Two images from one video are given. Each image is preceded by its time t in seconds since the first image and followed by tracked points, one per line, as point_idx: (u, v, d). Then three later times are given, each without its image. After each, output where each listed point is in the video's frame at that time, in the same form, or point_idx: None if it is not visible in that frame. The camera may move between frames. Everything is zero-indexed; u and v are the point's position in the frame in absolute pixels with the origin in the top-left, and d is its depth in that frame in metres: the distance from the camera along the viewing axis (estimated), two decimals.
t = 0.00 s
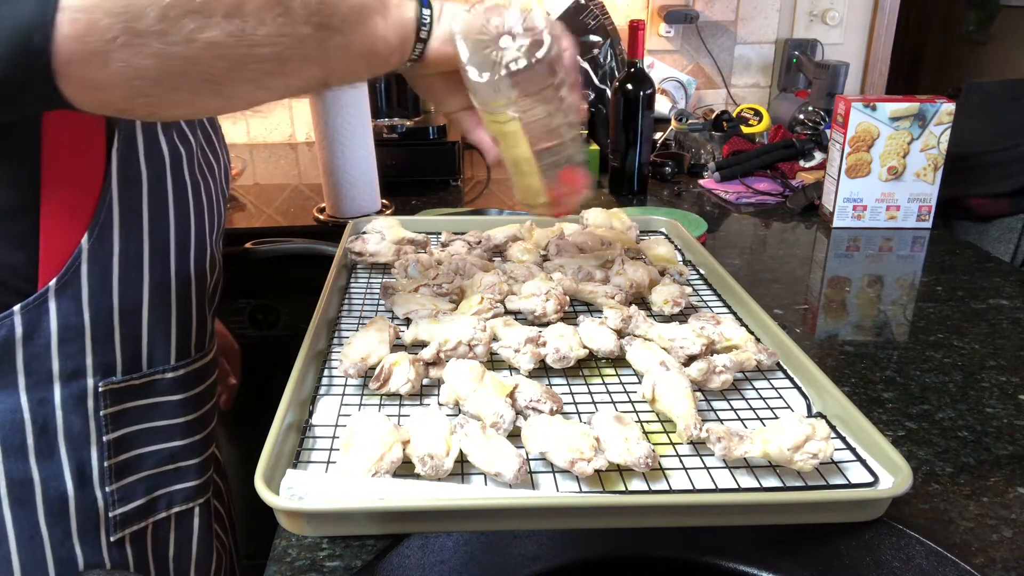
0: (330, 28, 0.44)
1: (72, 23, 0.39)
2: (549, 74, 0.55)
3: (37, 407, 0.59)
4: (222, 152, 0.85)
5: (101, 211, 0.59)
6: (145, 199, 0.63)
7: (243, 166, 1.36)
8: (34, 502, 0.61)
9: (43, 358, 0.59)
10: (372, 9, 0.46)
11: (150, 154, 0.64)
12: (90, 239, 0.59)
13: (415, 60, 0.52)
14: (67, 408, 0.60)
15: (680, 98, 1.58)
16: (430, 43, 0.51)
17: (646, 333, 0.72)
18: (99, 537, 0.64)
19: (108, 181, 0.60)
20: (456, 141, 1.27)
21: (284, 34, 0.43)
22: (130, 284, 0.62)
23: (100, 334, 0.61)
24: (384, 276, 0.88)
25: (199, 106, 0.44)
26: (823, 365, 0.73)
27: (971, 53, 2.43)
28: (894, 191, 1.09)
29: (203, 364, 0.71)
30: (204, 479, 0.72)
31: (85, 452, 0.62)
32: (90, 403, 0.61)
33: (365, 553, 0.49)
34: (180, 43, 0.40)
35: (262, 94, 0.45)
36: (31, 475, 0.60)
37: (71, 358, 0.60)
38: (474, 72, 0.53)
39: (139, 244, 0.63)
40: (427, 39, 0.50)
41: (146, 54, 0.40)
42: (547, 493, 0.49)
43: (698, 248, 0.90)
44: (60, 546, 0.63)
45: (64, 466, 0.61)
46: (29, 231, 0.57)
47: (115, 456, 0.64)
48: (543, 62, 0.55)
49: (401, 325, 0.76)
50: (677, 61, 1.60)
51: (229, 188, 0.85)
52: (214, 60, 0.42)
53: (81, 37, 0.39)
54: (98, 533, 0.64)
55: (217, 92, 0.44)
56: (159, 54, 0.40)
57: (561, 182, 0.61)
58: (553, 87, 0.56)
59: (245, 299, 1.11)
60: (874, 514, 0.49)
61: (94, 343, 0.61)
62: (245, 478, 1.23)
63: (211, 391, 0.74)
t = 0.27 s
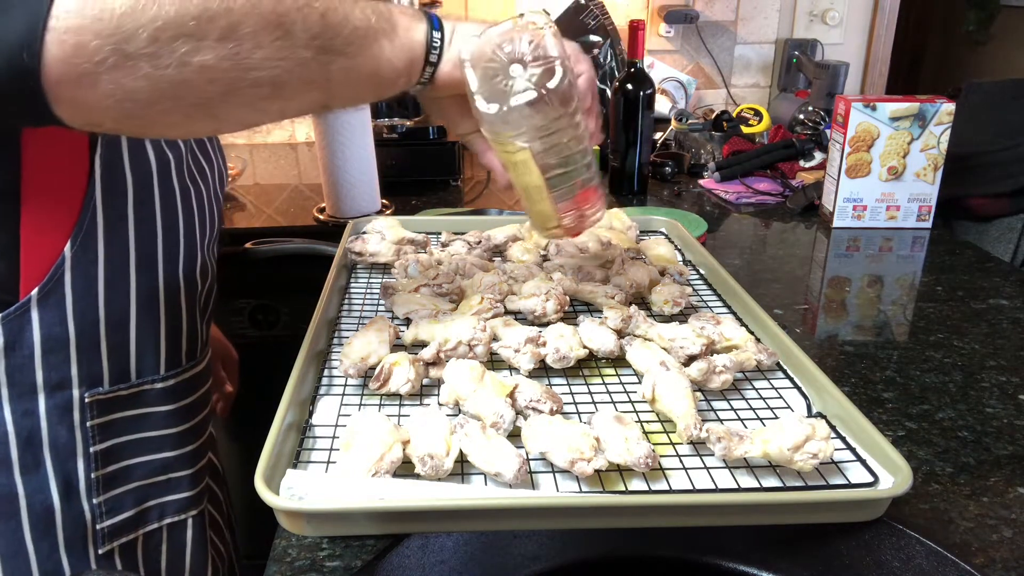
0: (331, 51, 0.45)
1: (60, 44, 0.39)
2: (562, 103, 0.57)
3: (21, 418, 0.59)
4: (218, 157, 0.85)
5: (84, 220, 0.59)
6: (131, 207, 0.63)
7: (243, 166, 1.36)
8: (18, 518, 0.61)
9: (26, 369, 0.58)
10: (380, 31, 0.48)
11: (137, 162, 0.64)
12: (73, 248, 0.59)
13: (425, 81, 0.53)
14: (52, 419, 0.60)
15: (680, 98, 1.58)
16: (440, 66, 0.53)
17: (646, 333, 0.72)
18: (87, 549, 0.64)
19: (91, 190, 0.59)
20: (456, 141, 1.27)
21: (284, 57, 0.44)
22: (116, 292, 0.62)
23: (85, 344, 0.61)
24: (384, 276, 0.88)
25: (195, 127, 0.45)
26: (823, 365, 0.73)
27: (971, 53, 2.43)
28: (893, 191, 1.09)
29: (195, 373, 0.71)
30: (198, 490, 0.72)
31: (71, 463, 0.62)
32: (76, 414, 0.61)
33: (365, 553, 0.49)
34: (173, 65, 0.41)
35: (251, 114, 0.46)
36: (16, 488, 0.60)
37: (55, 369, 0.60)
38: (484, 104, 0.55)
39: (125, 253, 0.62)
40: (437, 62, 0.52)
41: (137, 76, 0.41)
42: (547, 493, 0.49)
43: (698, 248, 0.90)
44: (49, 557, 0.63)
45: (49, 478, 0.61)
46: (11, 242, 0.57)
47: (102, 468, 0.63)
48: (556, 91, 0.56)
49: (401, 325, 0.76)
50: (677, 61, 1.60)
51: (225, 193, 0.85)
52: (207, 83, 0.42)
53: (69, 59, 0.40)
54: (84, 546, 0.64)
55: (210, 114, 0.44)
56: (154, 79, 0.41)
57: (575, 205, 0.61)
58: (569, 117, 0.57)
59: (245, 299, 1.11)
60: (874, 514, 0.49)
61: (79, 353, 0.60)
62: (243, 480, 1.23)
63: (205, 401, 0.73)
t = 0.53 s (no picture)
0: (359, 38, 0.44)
1: (88, 29, 0.38)
2: (583, 89, 0.59)
3: (15, 426, 0.58)
4: (216, 161, 0.85)
5: (79, 224, 0.58)
6: (127, 211, 0.62)
7: (243, 165, 1.36)
8: (12, 527, 0.61)
9: (19, 376, 0.57)
10: (400, 21, 0.46)
11: (134, 166, 0.63)
12: (68, 253, 0.58)
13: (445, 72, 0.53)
14: (46, 427, 0.59)
15: (680, 98, 1.58)
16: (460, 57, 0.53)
17: (646, 333, 0.72)
18: (84, 555, 0.64)
19: (87, 193, 0.59)
20: (456, 141, 1.27)
21: (312, 44, 0.42)
22: (112, 298, 0.61)
23: (81, 349, 0.60)
24: (384, 276, 0.88)
25: (198, 123, 0.44)
26: (823, 365, 0.73)
27: (970, 53, 2.43)
28: (894, 191, 1.09)
29: (192, 380, 0.70)
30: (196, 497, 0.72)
31: (66, 471, 0.61)
32: (71, 421, 0.60)
33: (364, 553, 0.49)
34: (204, 51, 0.40)
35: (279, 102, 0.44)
36: (9, 497, 0.60)
37: (49, 376, 0.59)
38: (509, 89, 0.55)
39: (121, 257, 0.62)
40: (458, 53, 0.52)
41: (166, 62, 0.39)
42: (547, 493, 0.49)
43: (698, 248, 0.90)
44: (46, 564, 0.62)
45: (44, 487, 0.60)
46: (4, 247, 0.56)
47: (98, 475, 0.63)
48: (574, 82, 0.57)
49: (401, 325, 0.76)
50: (677, 61, 1.60)
51: (223, 197, 0.84)
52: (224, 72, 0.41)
53: (96, 43, 0.38)
54: (80, 555, 0.64)
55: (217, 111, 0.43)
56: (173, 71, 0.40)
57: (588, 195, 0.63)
58: (589, 104, 0.59)
59: (245, 299, 1.11)
60: (874, 514, 0.49)
61: (73, 359, 0.59)
62: (239, 479, 1.23)
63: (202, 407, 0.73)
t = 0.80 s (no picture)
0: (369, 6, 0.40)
1: None
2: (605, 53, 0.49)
3: (16, 437, 0.56)
4: (215, 166, 0.84)
5: (81, 228, 0.57)
6: (129, 214, 0.61)
7: (243, 165, 1.36)
8: (14, 538, 0.58)
9: (20, 385, 0.56)
10: None
11: (134, 168, 0.62)
12: (70, 257, 0.56)
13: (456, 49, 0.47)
14: (48, 437, 0.58)
15: (680, 98, 1.58)
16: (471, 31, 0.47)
17: (646, 333, 0.72)
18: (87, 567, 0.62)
19: (88, 195, 0.58)
20: (456, 141, 1.27)
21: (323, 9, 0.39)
22: (115, 302, 0.60)
23: (83, 356, 0.58)
24: (384, 276, 0.88)
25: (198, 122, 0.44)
26: (823, 365, 0.73)
27: (971, 53, 2.43)
28: (894, 191, 1.09)
29: (195, 386, 0.68)
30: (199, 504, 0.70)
31: (70, 481, 0.59)
32: (74, 430, 0.59)
33: (364, 553, 0.49)
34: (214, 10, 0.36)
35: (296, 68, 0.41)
36: (11, 510, 0.58)
37: (51, 384, 0.57)
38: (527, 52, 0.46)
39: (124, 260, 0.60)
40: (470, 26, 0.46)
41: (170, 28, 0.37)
42: (547, 493, 0.49)
43: (697, 248, 0.90)
44: None
45: (47, 498, 0.59)
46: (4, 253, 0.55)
47: (101, 485, 0.61)
48: (595, 39, 0.48)
49: (401, 325, 0.76)
50: (677, 61, 1.60)
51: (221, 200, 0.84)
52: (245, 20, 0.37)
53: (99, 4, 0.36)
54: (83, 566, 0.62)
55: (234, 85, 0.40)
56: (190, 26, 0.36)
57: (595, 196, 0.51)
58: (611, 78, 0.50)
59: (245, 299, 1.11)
60: (875, 514, 0.49)
61: (76, 367, 0.58)
62: (235, 481, 1.23)
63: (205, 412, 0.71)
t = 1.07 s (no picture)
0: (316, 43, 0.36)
1: None
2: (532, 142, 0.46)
3: (11, 464, 0.54)
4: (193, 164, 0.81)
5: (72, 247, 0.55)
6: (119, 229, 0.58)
7: (242, 165, 1.36)
8: (11, 563, 0.57)
9: (15, 412, 0.54)
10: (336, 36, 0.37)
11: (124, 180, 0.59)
12: (62, 279, 0.54)
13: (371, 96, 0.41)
14: (44, 462, 0.56)
15: (680, 98, 1.58)
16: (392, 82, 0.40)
17: (646, 333, 0.72)
18: None
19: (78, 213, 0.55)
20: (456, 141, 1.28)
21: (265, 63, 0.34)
22: (110, 321, 0.58)
23: (77, 378, 0.56)
24: (384, 276, 0.88)
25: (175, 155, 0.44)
26: (823, 365, 0.73)
27: (971, 52, 2.43)
28: (894, 191, 1.09)
29: (189, 397, 0.68)
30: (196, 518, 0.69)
31: (68, 506, 0.58)
32: (70, 454, 0.57)
33: (364, 554, 0.49)
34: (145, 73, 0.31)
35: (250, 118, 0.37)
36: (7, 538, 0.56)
37: (46, 409, 0.55)
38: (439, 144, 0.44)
39: (116, 279, 0.58)
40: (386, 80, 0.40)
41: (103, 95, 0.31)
42: (547, 493, 0.49)
43: (697, 248, 0.90)
44: None
45: (45, 524, 0.57)
46: None
47: (100, 507, 0.60)
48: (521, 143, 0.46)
49: (401, 325, 0.76)
50: (677, 61, 1.59)
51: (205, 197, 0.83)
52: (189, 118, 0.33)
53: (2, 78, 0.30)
54: None
55: (196, 163, 0.37)
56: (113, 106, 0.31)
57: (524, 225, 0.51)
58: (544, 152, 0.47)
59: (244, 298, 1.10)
60: (874, 514, 0.49)
61: (70, 390, 0.56)
62: (228, 484, 1.21)
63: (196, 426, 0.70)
